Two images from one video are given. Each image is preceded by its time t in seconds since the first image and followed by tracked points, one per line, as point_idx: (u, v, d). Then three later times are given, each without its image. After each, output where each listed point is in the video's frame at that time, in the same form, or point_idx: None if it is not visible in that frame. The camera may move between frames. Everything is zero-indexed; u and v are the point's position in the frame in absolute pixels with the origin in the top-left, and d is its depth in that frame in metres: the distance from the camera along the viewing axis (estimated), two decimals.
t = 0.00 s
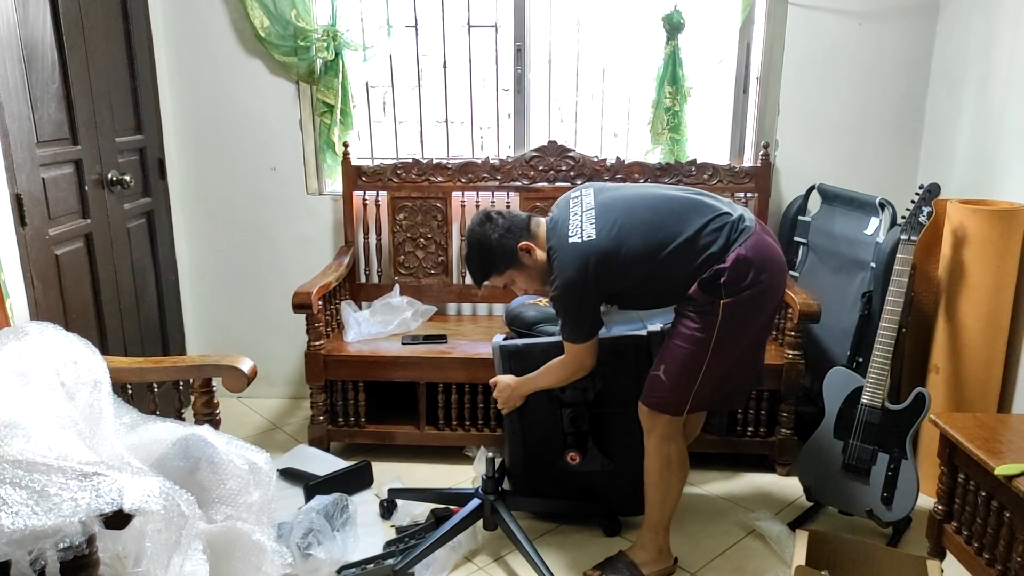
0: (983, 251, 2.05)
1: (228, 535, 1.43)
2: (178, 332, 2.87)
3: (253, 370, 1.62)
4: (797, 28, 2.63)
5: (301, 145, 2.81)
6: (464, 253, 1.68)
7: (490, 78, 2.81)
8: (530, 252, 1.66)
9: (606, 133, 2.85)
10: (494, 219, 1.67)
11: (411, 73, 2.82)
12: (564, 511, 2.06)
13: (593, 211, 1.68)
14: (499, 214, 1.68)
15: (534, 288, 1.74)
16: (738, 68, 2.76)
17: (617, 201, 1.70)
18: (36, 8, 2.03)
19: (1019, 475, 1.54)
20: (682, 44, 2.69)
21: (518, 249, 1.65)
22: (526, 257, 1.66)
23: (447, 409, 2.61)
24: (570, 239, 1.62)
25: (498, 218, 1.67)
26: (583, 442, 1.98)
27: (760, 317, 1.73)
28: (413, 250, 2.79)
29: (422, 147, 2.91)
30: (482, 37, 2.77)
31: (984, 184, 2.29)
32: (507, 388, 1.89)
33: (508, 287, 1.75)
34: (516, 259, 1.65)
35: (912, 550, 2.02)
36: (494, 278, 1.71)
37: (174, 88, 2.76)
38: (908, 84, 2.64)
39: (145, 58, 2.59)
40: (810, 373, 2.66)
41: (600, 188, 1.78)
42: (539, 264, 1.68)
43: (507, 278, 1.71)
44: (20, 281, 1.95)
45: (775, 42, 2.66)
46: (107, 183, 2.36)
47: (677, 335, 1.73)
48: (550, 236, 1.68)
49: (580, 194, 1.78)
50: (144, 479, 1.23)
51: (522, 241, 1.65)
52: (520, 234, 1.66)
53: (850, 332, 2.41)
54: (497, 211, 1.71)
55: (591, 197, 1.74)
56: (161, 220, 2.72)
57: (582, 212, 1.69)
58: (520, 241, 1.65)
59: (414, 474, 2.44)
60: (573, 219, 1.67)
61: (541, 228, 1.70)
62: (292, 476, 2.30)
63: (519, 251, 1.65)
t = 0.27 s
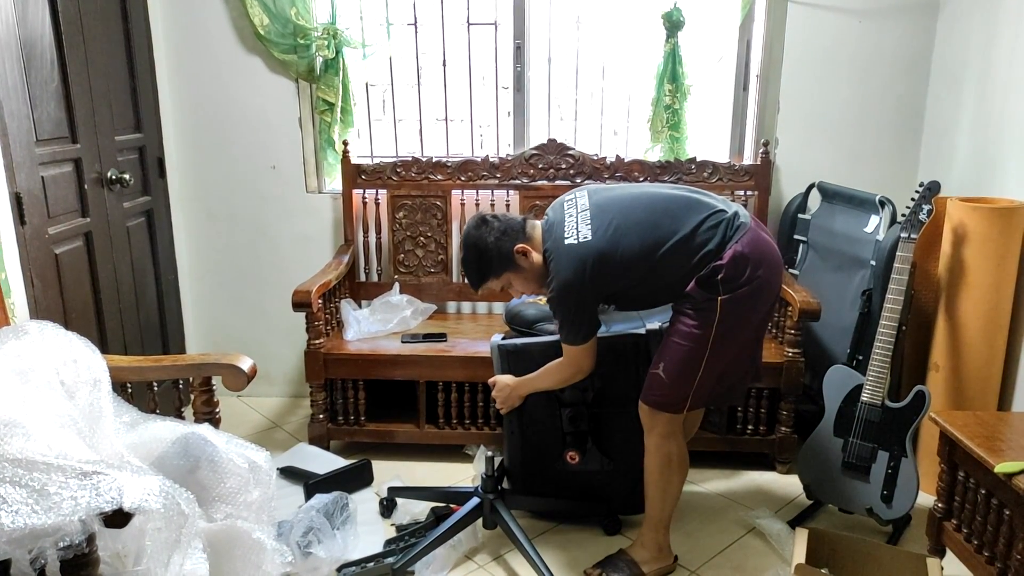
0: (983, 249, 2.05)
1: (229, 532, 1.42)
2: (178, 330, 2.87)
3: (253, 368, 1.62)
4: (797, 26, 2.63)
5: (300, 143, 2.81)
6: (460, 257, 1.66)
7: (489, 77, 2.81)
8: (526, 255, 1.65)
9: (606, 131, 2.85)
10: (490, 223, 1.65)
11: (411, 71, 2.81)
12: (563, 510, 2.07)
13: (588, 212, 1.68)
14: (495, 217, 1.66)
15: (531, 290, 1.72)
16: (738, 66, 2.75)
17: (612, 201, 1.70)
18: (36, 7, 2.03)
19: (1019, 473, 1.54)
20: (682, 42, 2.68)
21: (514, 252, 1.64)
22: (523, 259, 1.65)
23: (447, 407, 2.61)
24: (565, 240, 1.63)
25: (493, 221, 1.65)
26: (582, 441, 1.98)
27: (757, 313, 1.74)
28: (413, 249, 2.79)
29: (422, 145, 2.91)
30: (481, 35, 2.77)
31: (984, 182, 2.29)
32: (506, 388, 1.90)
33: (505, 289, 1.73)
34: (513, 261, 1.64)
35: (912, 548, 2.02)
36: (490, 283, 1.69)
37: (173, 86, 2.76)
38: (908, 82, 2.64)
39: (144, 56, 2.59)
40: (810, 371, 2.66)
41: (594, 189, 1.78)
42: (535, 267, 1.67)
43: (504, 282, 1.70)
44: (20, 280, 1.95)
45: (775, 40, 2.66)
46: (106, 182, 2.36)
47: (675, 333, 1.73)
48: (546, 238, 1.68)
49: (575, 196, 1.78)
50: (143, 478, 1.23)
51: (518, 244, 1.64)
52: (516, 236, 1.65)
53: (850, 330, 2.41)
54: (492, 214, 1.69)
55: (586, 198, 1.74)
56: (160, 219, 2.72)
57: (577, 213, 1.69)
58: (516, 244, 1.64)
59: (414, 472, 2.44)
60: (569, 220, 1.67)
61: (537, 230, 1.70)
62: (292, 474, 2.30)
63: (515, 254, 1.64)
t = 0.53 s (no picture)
0: (984, 244, 2.04)
1: (229, 528, 1.44)
2: (178, 325, 2.87)
3: (253, 363, 1.62)
4: (798, 21, 2.62)
5: (300, 138, 2.80)
6: (456, 254, 1.67)
7: (489, 71, 2.80)
8: (522, 251, 1.65)
9: (606, 126, 2.85)
10: (486, 220, 1.66)
11: (410, 66, 2.81)
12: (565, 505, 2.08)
13: (584, 209, 1.68)
14: (491, 214, 1.67)
15: (528, 288, 1.72)
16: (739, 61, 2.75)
17: (608, 198, 1.70)
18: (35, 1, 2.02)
19: (1019, 468, 1.54)
20: (682, 36, 2.68)
21: (511, 248, 1.64)
22: (519, 256, 1.65)
23: (447, 402, 2.61)
24: (561, 236, 1.63)
25: (489, 218, 1.67)
26: (582, 437, 1.99)
27: (756, 306, 1.74)
28: (413, 244, 2.78)
29: (422, 140, 2.90)
30: (482, 30, 2.76)
31: (985, 177, 2.29)
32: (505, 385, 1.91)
33: (502, 287, 1.73)
34: (509, 257, 1.64)
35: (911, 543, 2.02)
36: (487, 280, 1.70)
37: (173, 81, 2.75)
38: (909, 76, 2.63)
39: (144, 51, 2.58)
40: (810, 366, 2.66)
41: (591, 187, 1.79)
42: (532, 264, 1.67)
43: (501, 279, 1.69)
44: (19, 275, 1.95)
45: (776, 34, 2.65)
46: (106, 177, 2.35)
47: (674, 327, 1.73)
48: (542, 235, 1.69)
49: (571, 194, 1.78)
50: (144, 473, 1.23)
51: (514, 240, 1.64)
52: (512, 233, 1.65)
53: (850, 325, 2.41)
54: (489, 211, 1.70)
55: (582, 195, 1.74)
56: (160, 214, 2.71)
57: (573, 210, 1.69)
58: (512, 240, 1.65)
59: (415, 467, 2.45)
60: (565, 216, 1.68)
61: (533, 228, 1.70)
62: (292, 469, 2.30)
63: (512, 250, 1.64)
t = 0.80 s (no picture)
0: (984, 244, 2.04)
1: (229, 527, 1.44)
2: (179, 324, 2.87)
3: (253, 362, 1.62)
4: (798, 20, 2.62)
5: (300, 137, 2.80)
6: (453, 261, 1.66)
7: (489, 70, 2.80)
8: (519, 259, 1.65)
9: (606, 125, 2.84)
10: (482, 228, 1.65)
11: (410, 65, 2.80)
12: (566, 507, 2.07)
13: (579, 214, 1.68)
14: (487, 222, 1.66)
15: (527, 293, 1.72)
16: (739, 60, 2.74)
17: (604, 204, 1.70)
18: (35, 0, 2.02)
19: (1019, 467, 1.54)
20: (683, 35, 2.67)
21: (507, 256, 1.64)
22: (516, 263, 1.65)
23: (447, 401, 2.61)
24: (557, 242, 1.62)
25: (486, 227, 1.66)
26: (581, 437, 1.97)
27: (752, 305, 1.74)
28: (413, 243, 2.78)
29: (422, 139, 2.90)
30: (482, 29, 2.76)
31: (986, 176, 2.29)
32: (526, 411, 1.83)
33: (499, 294, 1.73)
34: (506, 266, 1.64)
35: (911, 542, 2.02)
36: (484, 287, 1.69)
37: (173, 80, 2.75)
38: (909, 75, 2.63)
39: (144, 50, 2.58)
40: (810, 365, 2.66)
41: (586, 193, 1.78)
42: (529, 271, 1.67)
43: (498, 286, 1.70)
44: (20, 274, 1.95)
45: (776, 33, 2.65)
46: (106, 176, 2.35)
47: (672, 325, 1.73)
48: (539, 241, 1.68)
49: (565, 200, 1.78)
50: (144, 472, 1.23)
51: (510, 249, 1.64)
52: (508, 241, 1.65)
53: (850, 324, 2.41)
54: (485, 219, 1.70)
55: (576, 201, 1.74)
56: (160, 213, 2.71)
57: (569, 216, 1.69)
58: (508, 249, 1.64)
59: (415, 466, 2.45)
60: (560, 222, 1.67)
61: (530, 236, 1.70)
62: (292, 468, 2.30)
63: (508, 258, 1.64)
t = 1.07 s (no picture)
0: (984, 242, 2.04)
1: (229, 527, 1.46)
2: (178, 324, 2.87)
3: (253, 362, 1.62)
4: (798, 18, 2.62)
5: (300, 136, 2.80)
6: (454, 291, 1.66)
7: (489, 69, 2.80)
8: (519, 284, 1.64)
9: (606, 124, 2.84)
10: (479, 256, 1.64)
11: (410, 64, 2.80)
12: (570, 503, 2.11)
13: (575, 233, 1.64)
14: (483, 250, 1.64)
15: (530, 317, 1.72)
16: (739, 58, 2.74)
17: (599, 220, 1.67)
18: None
19: (1019, 466, 1.54)
20: (682, 34, 2.67)
21: (507, 283, 1.64)
22: (517, 289, 1.64)
23: (447, 400, 2.61)
24: (556, 265, 1.59)
25: (482, 256, 1.64)
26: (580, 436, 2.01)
27: (751, 304, 1.75)
28: (413, 242, 2.78)
29: (422, 138, 2.90)
30: (481, 28, 2.76)
31: (986, 175, 2.29)
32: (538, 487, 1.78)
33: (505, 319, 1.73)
34: (507, 292, 1.64)
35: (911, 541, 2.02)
36: (489, 315, 1.69)
37: (172, 79, 2.75)
38: (909, 74, 2.63)
39: (144, 49, 2.58)
40: (810, 364, 2.66)
41: (578, 207, 1.75)
42: (530, 295, 1.66)
43: (502, 312, 1.69)
44: (20, 273, 1.95)
45: (777, 31, 2.65)
46: (106, 175, 2.35)
47: (672, 324, 1.73)
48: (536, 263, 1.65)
49: (557, 217, 1.74)
50: (144, 471, 1.23)
51: (510, 275, 1.63)
52: (506, 268, 1.64)
53: (850, 323, 2.41)
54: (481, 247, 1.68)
55: (569, 217, 1.71)
56: (160, 212, 2.71)
57: (565, 236, 1.65)
58: (508, 276, 1.64)
59: (415, 465, 2.45)
60: (557, 244, 1.64)
61: (527, 257, 1.68)
62: (292, 468, 2.30)
63: (508, 285, 1.63)
